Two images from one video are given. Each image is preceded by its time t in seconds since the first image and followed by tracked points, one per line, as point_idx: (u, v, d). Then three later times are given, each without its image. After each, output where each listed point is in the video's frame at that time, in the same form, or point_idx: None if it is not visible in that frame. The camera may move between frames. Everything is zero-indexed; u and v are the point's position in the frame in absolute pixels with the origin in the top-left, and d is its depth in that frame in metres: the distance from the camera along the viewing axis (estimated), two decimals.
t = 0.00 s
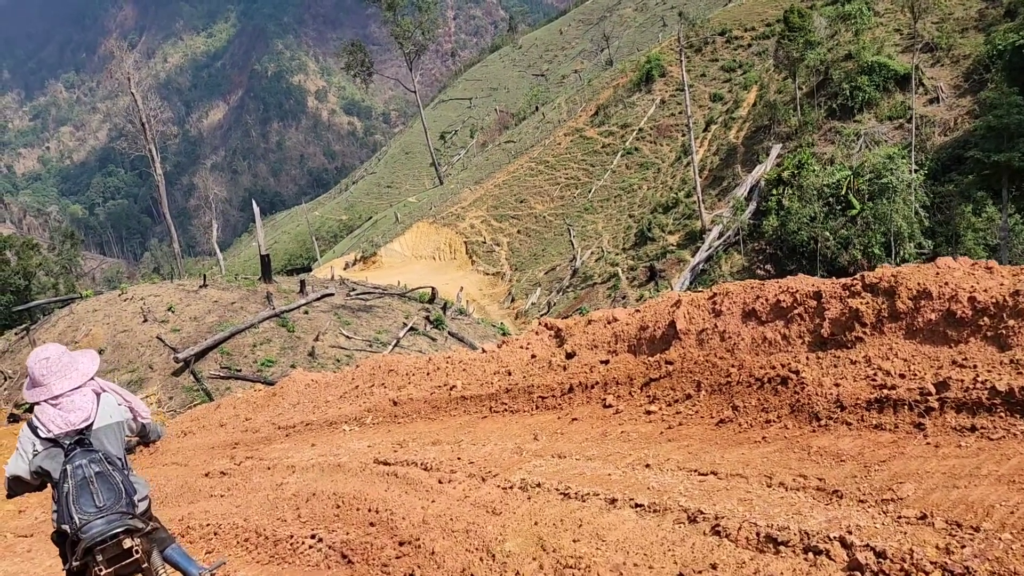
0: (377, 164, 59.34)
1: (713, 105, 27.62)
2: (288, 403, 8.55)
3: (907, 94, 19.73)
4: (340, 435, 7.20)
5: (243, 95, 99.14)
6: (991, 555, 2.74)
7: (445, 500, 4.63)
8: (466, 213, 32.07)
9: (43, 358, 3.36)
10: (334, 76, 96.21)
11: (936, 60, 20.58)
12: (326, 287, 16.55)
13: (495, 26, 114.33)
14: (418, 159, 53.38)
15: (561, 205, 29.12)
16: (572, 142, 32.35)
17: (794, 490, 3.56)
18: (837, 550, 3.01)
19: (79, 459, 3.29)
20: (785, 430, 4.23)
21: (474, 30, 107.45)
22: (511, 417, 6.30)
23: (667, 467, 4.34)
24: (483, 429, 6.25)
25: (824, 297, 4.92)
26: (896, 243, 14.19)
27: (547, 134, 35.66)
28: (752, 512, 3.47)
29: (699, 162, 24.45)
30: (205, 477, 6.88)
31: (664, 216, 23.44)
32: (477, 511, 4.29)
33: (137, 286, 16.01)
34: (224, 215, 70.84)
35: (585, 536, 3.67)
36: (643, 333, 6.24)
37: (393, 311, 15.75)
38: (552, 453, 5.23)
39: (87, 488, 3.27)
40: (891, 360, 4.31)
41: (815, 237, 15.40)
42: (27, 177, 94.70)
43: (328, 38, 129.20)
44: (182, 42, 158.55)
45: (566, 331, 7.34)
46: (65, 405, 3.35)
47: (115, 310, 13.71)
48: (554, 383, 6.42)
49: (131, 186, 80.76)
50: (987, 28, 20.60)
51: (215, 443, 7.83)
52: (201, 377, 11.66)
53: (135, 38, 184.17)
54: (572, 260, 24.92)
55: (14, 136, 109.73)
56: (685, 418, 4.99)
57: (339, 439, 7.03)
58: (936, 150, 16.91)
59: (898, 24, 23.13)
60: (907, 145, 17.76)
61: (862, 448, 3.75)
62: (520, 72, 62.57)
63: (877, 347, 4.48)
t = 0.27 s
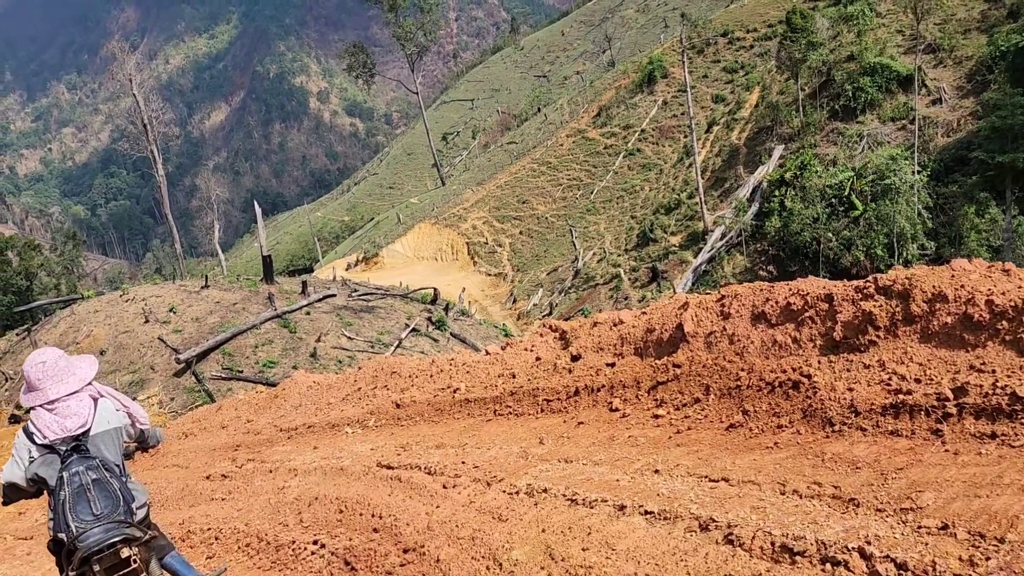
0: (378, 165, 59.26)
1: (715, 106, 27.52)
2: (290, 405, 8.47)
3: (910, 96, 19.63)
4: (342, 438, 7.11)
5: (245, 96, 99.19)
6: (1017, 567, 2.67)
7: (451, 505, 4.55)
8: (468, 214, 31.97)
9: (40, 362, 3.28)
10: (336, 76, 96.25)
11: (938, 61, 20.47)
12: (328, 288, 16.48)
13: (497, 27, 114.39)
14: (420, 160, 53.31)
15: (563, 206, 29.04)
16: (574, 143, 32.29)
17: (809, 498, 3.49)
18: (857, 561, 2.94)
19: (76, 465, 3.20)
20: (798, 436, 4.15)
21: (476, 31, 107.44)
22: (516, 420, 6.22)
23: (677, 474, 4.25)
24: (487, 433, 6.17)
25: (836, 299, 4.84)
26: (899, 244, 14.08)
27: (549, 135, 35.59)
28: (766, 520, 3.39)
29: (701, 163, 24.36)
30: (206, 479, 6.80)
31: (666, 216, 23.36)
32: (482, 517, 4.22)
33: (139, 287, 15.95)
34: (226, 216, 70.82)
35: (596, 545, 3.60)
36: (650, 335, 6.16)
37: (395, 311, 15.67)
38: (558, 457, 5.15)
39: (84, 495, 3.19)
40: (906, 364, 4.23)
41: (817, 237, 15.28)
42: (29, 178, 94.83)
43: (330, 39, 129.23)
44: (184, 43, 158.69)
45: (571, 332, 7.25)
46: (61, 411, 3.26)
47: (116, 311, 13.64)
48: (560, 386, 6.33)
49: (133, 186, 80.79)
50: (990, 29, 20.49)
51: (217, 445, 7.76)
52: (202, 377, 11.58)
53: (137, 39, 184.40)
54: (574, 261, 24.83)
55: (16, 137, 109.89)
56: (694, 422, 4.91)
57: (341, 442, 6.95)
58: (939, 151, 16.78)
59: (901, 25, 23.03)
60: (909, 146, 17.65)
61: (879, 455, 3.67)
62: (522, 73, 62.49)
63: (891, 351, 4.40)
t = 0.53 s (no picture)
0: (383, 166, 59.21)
1: (720, 107, 27.34)
2: (296, 405, 8.38)
3: (916, 96, 19.46)
4: (349, 439, 7.02)
5: (250, 96, 99.30)
6: None
7: (461, 507, 4.46)
8: (473, 214, 31.87)
9: (46, 360, 3.22)
10: (340, 77, 96.26)
11: (944, 61, 20.28)
12: (334, 288, 16.42)
13: (502, 28, 114.21)
14: (424, 160, 53.22)
15: (568, 207, 28.92)
16: (579, 144, 32.16)
17: (833, 501, 3.40)
18: (887, 567, 2.85)
19: (80, 466, 3.12)
20: (818, 437, 4.06)
21: (481, 32, 107.36)
22: (526, 422, 6.12)
23: (694, 475, 4.16)
24: (498, 433, 6.08)
25: (855, 298, 4.74)
26: (905, 245, 13.75)
27: (554, 135, 35.46)
28: (789, 523, 3.30)
29: (706, 164, 24.21)
30: (212, 480, 6.73)
31: (671, 217, 23.24)
32: (495, 519, 4.13)
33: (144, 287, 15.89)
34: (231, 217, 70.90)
35: (613, 549, 3.53)
36: (663, 334, 6.05)
37: (400, 312, 15.58)
38: (570, 459, 5.06)
39: (89, 496, 3.11)
40: (930, 364, 4.14)
41: (823, 238, 15.12)
42: (35, 178, 95.11)
43: (335, 40, 129.30)
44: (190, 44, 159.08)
45: (581, 332, 7.15)
46: (66, 410, 3.20)
47: (121, 311, 13.59)
48: (571, 386, 6.24)
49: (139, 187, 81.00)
50: (997, 29, 20.28)
51: (222, 446, 7.68)
52: (207, 378, 11.51)
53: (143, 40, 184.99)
54: (579, 262, 24.72)
55: (22, 137, 110.17)
56: (710, 423, 4.81)
57: (349, 443, 6.86)
58: (945, 152, 16.60)
59: (907, 25, 22.83)
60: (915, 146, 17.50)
61: (905, 457, 3.57)
62: (526, 74, 62.34)
63: (914, 350, 4.31)
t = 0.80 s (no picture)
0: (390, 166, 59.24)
1: (730, 106, 27.16)
2: (308, 405, 8.30)
3: (927, 95, 19.25)
4: (363, 438, 6.93)
5: (259, 97, 99.56)
6: None
7: (481, 509, 4.35)
8: (481, 214, 31.77)
9: (71, 353, 3.15)
10: (348, 78, 96.40)
11: (955, 61, 20.04)
12: (343, 287, 16.35)
13: (510, 28, 114.06)
14: (432, 161, 53.19)
15: (576, 207, 28.81)
16: (587, 144, 32.01)
17: (871, 506, 3.27)
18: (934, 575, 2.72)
19: (93, 465, 3.04)
20: (851, 438, 3.94)
21: (489, 32, 107.34)
22: (544, 422, 6.01)
23: (722, 478, 4.04)
24: (515, 433, 5.97)
25: (886, 296, 4.63)
26: (916, 245, 13.41)
27: (562, 135, 35.35)
28: (827, 528, 3.18)
29: (715, 164, 24.04)
30: (223, 480, 6.65)
31: (680, 217, 23.06)
32: (517, 522, 4.03)
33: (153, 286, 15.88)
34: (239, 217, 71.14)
35: (642, 553, 3.42)
36: (683, 333, 5.93)
37: (409, 311, 15.52)
38: (591, 460, 4.95)
39: (102, 496, 3.02)
40: (969, 364, 4.02)
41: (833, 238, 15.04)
42: (45, 178, 95.71)
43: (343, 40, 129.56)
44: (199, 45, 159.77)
45: (598, 331, 7.05)
46: (85, 406, 3.13)
47: (131, 310, 13.56)
48: (589, 386, 6.12)
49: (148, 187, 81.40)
50: (1009, 28, 20.02)
51: (234, 445, 7.62)
52: (216, 377, 11.47)
53: (153, 41, 185.96)
54: (587, 262, 24.60)
55: (33, 136, 110.93)
56: (735, 423, 4.69)
57: (362, 443, 6.77)
58: (956, 152, 16.39)
59: (918, 25, 22.59)
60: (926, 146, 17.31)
61: (946, 459, 3.45)
62: (534, 74, 62.22)
63: (949, 350, 4.20)
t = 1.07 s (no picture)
0: (399, 164, 59.18)
1: (740, 105, 26.93)
2: (319, 403, 8.23)
3: (940, 94, 19.00)
4: (374, 437, 6.85)
5: (268, 95, 99.75)
6: None
7: (498, 511, 4.27)
8: (490, 212, 31.64)
9: (107, 345, 3.16)
10: (357, 76, 96.45)
11: (969, 59, 19.76)
12: (352, 285, 16.29)
13: (519, 27, 113.82)
14: (440, 159, 53.11)
15: (585, 205, 28.67)
16: (596, 142, 31.84)
17: (906, 512, 3.18)
18: None
19: (107, 459, 2.98)
20: (882, 442, 3.85)
21: (498, 30, 107.12)
22: (560, 422, 5.91)
23: (747, 481, 3.94)
24: (530, 433, 5.87)
25: (915, 295, 4.57)
26: (928, 244, 13.37)
27: (571, 133, 35.18)
28: (861, 535, 3.09)
29: (725, 162, 23.85)
30: (234, 478, 6.57)
31: (689, 216, 22.89)
32: (535, 525, 3.96)
33: (163, 282, 15.86)
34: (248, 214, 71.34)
35: (669, 560, 3.34)
36: (702, 333, 5.83)
37: (418, 309, 15.44)
38: (609, 461, 4.85)
39: (113, 492, 2.95)
40: (1004, 366, 3.96)
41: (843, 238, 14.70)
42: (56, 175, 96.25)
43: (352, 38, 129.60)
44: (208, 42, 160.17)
45: (614, 330, 6.95)
46: (109, 399, 3.08)
47: (141, 307, 13.54)
48: (605, 386, 6.02)
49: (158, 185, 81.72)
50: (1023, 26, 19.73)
51: (244, 442, 7.55)
52: (226, 374, 11.43)
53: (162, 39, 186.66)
54: (596, 261, 24.46)
55: (43, 134, 111.45)
56: (758, 425, 4.59)
57: (373, 441, 6.68)
58: (969, 151, 16.18)
59: (930, 23, 22.30)
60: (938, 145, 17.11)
61: (983, 466, 3.38)
62: (542, 72, 62.00)
63: (982, 351, 4.14)
